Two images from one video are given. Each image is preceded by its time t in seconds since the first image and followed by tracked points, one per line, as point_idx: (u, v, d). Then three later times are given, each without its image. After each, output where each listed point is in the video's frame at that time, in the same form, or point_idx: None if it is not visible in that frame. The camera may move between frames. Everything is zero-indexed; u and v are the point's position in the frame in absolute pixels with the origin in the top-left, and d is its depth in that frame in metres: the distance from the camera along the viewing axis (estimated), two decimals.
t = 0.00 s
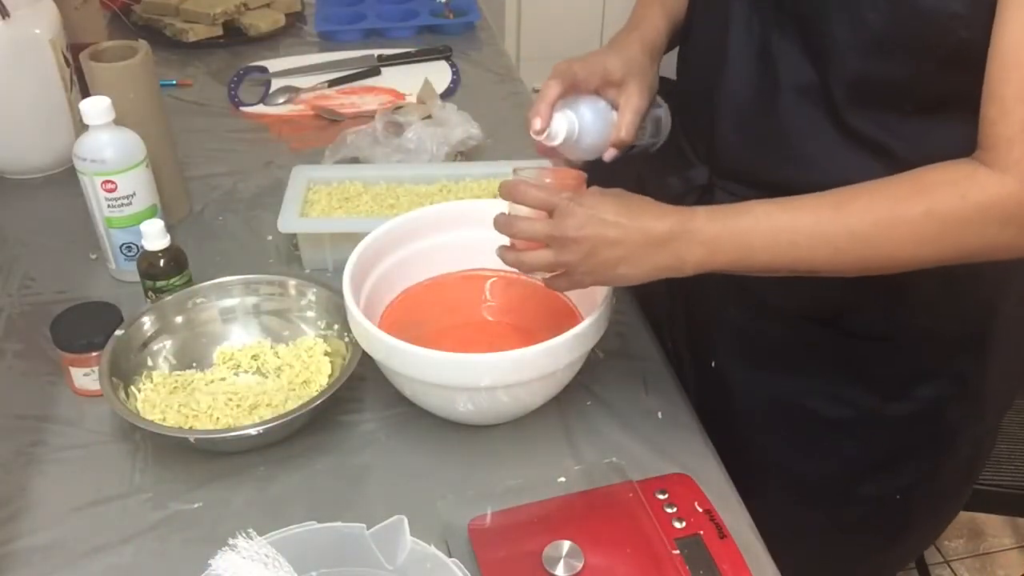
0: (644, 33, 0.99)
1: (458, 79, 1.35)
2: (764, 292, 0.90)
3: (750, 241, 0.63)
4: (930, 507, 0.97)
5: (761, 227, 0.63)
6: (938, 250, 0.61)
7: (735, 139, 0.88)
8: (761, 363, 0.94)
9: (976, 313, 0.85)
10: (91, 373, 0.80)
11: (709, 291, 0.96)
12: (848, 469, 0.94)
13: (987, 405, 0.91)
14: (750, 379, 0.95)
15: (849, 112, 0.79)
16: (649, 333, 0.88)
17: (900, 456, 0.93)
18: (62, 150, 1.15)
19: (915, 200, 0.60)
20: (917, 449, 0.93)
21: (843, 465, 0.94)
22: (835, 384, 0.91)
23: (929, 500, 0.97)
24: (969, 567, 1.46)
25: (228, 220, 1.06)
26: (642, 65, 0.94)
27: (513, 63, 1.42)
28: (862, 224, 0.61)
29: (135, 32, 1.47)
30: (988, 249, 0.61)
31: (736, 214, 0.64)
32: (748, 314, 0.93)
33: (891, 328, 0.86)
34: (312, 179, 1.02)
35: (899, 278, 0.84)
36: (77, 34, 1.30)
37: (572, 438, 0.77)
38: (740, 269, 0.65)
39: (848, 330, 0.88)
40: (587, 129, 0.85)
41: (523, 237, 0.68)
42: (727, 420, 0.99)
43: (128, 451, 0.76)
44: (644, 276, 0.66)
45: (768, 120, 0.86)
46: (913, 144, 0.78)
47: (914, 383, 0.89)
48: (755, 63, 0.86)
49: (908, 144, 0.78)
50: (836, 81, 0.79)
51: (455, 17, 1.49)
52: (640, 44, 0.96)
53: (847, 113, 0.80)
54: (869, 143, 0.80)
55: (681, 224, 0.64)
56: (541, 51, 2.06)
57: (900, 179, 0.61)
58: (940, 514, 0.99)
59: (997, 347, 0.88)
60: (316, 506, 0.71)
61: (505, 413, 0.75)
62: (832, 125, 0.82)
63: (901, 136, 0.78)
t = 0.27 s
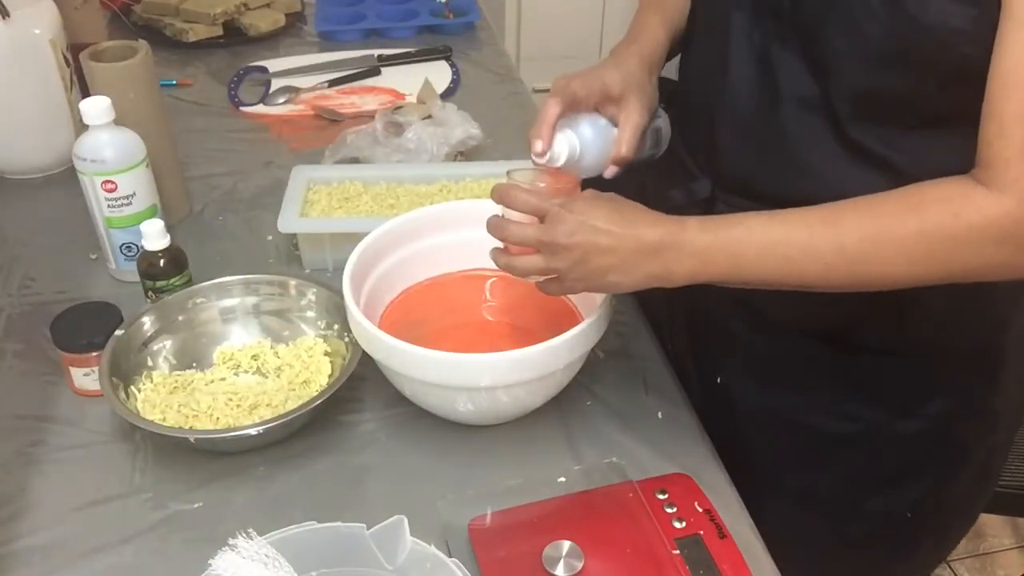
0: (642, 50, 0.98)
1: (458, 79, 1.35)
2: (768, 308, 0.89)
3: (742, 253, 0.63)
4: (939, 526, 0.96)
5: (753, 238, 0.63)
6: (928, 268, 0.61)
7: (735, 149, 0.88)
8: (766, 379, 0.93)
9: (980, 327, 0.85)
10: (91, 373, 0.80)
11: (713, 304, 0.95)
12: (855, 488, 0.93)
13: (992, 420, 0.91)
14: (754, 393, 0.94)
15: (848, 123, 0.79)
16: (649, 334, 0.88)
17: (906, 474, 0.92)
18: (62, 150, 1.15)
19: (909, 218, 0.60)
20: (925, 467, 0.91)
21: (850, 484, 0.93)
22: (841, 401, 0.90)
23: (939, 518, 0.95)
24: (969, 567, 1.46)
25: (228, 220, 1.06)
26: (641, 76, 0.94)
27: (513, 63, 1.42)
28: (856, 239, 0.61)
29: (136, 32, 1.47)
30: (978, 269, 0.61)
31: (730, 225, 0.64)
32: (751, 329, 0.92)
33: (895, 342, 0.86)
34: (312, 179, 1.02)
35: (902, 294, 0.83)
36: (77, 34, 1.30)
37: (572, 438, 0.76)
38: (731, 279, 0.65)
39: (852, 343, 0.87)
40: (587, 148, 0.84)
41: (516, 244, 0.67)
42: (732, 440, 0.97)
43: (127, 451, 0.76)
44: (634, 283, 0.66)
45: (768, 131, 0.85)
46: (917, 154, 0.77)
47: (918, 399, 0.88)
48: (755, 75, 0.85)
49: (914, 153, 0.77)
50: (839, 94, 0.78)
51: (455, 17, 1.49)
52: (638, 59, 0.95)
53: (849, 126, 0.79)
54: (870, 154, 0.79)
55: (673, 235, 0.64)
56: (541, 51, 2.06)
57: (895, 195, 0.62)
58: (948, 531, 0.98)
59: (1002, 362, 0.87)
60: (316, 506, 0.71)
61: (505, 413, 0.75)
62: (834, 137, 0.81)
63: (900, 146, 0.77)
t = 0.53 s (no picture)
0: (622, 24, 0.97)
1: (458, 79, 1.35)
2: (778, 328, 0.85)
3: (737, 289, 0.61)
4: (958, 548, 0.92)
5: (747, 271, 0.61)
6: (933, 307, 0.58)
7: (739, 175, 0.85)
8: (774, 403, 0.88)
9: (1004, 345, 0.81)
10: (91, 373, 0.80)
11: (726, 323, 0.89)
12: (871, 511, 0.89)
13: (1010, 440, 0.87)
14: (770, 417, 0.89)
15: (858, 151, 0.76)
16: (649, 334, 0.88)
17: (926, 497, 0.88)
18: (62, 150, 1.15)
19: (912, 257, 0.57)
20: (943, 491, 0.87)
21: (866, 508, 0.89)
22: (855, 424, 0.85)
23: (956, 541, 0.92)
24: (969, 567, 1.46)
25: (228, 220, 1.06)
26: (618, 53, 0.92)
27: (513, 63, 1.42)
28: (859, 274, 0.58)
29: (136, 32, 1.47)
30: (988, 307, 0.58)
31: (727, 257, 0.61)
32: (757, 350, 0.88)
33: (917, 364, 0.82)
34: (313, 179, 1.02)
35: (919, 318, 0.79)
36: (78, 34, 1.30)
37: (572, 438, 0.76)
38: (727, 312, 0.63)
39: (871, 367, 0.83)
40: (547, 76, 0.74)
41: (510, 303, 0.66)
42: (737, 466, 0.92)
43: (128, 451, 0.76)
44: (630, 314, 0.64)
45: (773, 159, 0.82)
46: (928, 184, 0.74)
47: (934, 423, 0.84)
48: (757, 96, 0.83)
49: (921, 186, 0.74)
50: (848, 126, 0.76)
51: (455, 17, 1.49)
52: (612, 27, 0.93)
53: (858, 158, 0.76)
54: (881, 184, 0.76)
55: (671, 276, 0.62)
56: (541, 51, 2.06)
57: (897, 232, 0.59)
58: (968, 554, 0.94)
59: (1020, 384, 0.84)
60: (316, 506, 0.71)
61: (505, 413, 0.75)
62: (841, 166, 0.78)
63: (911, 178, 0.75)
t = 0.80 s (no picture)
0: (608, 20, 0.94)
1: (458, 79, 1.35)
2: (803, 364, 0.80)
3: (780, 321, 0.57)
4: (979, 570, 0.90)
5: (795, 302, 0.57)
6: (978, 343, 0.57)
7: (745, 207, 0.81)
8: (799, 437, 0.84)
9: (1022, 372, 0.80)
10: (91, 372, 0.80)
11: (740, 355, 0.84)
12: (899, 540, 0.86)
13: None
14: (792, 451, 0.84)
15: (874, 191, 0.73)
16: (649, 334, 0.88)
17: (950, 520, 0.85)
18: (62, 150, 1.15)
19: (965, 287, 0.56)
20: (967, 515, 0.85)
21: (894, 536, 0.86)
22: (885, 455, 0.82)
23: (980, 561, 0.90)
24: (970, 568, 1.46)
25: (228, 220, 1.06)
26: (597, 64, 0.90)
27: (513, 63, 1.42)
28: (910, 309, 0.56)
29: (135, 32, 1.47)
30: None
31: (767, 290, 0.57)
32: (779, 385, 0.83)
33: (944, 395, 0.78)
34: (313, 179, 1.02)
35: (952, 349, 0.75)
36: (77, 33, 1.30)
37: (572, 437, 0.77)
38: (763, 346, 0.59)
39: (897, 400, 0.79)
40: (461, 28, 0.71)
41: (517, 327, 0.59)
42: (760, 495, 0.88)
43: (127, 451, 0.76)
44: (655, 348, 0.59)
45: (783, 193, 0.78)
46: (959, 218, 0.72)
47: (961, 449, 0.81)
48: (768, 130, 0.78)
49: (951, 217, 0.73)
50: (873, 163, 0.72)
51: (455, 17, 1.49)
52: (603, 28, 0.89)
53: (878, 198, 0.74)
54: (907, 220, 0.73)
55: (702, 295, 0.57)
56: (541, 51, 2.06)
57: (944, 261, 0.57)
58: None
59: None
60: (316, 506, 0.71)
61: (505, 413, 0.75)
62: (859, 203, 0.75)
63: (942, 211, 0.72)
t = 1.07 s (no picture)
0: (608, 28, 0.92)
1: (458, 79, 1.35)
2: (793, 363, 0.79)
3: (752, 324, 0.56)
4: None
5: (765, 304, 0.56)
6: (959, 356, 0.54)
7: (739, 209, 0.82)
8: (792, 444, 0.83)
9: None
10: (91, 372, 0.80)
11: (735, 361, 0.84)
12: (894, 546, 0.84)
13: None
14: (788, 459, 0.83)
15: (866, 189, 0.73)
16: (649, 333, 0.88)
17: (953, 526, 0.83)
18: (62, 150, 1.15)
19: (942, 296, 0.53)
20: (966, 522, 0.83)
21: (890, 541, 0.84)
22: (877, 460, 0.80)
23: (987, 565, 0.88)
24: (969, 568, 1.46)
25: (228, 220, 1.06)
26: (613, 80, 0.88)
27: (513, 63, 1.42)
28: (883, 318, 0.54)
29: (135, 32, 1.47)
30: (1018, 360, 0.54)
31: (742, 292, 0.57)
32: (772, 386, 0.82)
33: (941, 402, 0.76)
34: (313, 179, 1.02)
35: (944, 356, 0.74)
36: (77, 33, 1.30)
37: (572, 437, 0.77)
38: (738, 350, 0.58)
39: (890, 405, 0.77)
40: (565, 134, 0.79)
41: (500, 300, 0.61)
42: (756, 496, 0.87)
43: (128, 451, 0.76)
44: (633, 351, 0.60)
45: (780, 195, 0.79)
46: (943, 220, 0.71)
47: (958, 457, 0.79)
48: (763, 132, 0.79)
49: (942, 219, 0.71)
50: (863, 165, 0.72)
51: (455, 17, 1.49)
52: (612, 42, 0.90)
53: (871, 197, 0.73)
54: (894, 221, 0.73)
55: (677, 296, 0.58)
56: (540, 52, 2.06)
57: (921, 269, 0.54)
58: None
59: None
60: (315, 506, 0.71)
61: (505, 412, 0.75)
62: (851, 205, 0.75)
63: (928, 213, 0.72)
